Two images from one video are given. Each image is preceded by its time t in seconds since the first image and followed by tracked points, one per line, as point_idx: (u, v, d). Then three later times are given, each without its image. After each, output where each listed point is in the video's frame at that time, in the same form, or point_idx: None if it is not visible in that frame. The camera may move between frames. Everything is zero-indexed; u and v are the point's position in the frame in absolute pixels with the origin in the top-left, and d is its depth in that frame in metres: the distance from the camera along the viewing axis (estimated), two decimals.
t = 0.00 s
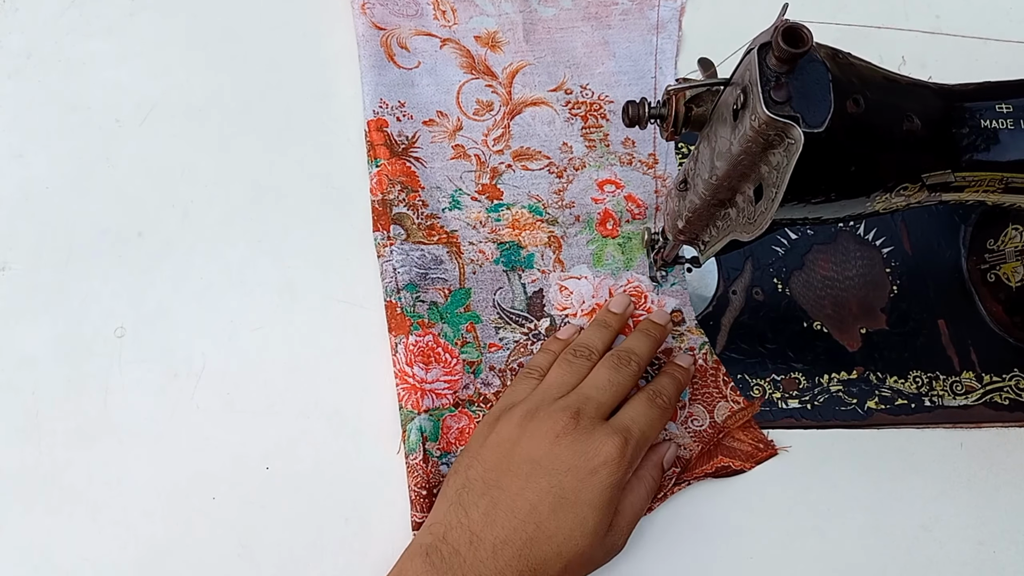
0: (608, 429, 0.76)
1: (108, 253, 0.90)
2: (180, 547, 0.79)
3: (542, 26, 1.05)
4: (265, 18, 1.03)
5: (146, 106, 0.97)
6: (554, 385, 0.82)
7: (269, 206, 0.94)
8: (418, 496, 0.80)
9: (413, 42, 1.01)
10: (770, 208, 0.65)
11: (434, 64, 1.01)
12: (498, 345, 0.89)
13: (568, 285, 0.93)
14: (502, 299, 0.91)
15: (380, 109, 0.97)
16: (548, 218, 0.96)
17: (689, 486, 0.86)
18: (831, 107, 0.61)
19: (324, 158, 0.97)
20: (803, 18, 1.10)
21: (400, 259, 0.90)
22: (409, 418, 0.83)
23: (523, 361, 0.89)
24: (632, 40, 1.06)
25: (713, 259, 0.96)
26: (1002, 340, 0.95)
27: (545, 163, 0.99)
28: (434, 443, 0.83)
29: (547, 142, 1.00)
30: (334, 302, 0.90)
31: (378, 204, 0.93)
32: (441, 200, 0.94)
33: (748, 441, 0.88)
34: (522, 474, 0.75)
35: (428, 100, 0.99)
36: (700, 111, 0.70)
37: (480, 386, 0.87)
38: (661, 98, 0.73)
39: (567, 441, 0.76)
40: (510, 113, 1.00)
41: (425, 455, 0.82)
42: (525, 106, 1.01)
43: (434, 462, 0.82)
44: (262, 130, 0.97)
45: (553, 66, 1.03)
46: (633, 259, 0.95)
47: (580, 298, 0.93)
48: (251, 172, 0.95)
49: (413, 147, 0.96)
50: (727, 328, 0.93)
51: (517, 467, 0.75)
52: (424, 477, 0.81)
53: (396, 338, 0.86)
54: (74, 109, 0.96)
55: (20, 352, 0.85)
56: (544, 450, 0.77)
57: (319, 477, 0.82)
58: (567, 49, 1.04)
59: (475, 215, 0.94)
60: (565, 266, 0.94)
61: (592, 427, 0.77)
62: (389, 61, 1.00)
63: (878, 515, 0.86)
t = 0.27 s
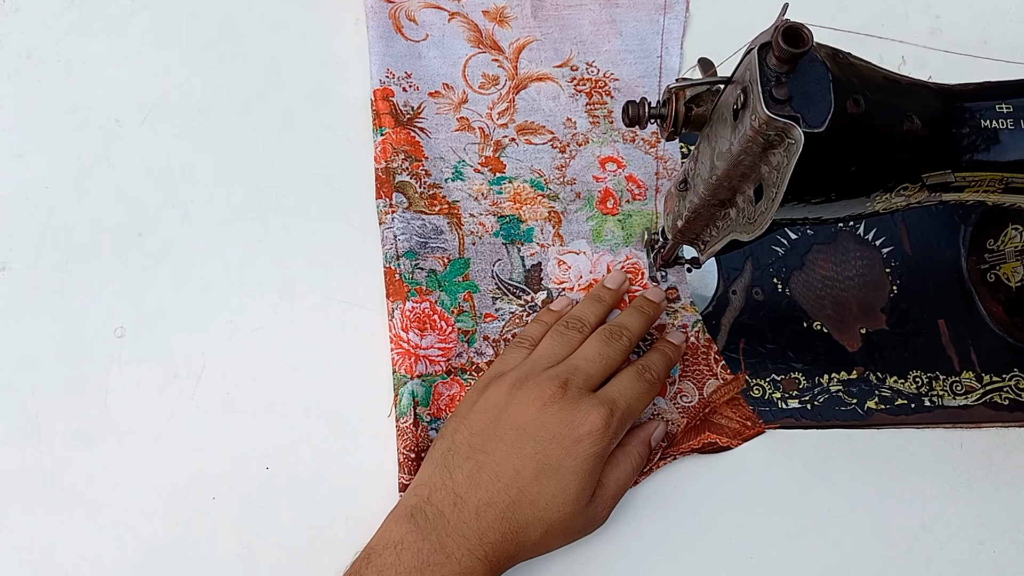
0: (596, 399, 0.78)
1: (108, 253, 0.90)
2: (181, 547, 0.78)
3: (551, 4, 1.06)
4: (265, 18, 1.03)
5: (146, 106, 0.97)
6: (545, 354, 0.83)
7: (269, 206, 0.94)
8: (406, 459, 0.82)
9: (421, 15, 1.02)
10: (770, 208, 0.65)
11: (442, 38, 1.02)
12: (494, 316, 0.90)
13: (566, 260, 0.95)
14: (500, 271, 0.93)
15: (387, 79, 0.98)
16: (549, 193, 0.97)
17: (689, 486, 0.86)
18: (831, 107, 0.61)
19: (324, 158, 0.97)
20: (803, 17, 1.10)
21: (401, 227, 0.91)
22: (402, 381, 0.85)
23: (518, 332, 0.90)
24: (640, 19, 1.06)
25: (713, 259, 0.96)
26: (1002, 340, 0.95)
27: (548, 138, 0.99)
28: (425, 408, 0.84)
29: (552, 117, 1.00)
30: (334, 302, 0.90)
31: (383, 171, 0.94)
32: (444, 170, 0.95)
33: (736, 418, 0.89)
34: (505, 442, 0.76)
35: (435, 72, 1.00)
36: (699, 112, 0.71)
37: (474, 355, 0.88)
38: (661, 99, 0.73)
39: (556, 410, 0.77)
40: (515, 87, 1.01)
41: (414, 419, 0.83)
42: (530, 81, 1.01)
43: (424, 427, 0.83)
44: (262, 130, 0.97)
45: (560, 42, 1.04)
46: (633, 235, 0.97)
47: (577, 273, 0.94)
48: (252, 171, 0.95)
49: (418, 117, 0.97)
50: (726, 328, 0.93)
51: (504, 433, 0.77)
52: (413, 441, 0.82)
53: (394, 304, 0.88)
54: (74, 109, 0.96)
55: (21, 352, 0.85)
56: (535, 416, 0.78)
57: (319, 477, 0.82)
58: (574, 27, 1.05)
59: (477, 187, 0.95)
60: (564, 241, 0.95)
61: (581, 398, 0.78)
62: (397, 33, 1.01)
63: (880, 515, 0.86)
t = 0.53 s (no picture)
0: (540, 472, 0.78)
1: (108, 254, 0.90)
2: (181, 548, 0.78)
3: None
4: (265, 18, 1.03)
5: (146, 106, 0.97)
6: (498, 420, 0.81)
7: (269, 206, 0.94)
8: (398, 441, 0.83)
9: (430, 4, 1.03)
10: (771, 208, 0.66)
11: (450, 26, 1.03)
12: (494, 305, 0.90)
13: (566, 251, 0.95)
14: (499, 262, 0.93)
15: (393, 65, 0.99)
16: (551, 183, 0.98)
17: (689, 486, 0.86)
18: (831, 107, 0.61)
19: (324, 158, 0.97)
20: (803, 17, 1.10)
21: (402, 213, 0.91)
22: (399, 367, 0.86)
23: (517, 321, 0.90)
24: (648, 14, 1.06)
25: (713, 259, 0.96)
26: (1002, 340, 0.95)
27: (553, 129, 1.00)
28: (421, 394, 0.85)
29: (556, 108, 1.01)
30: (334, 302, 0.90)
31: (387, 155, 0.94)
32: (447, 157, 0.96)
33: (734, 413, 0.89)
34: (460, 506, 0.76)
35: (441, 60, 1.01)
36: (700, 112, 0.71)
37: (473, 343, 0.88)
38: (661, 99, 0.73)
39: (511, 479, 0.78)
40: (521, 77, 1.02)
41: (410, 404, 0.84)
42: (536, 72, 1.02)
43: (420, 412, 0.84)
44: (261, 130, 0.97)
45: (567, 34, 1.05)
46: (634, 228, 0.97)
47: (577, 264, 0.94)
48: (251, 172, 0.95)
49: (424, 104, 0.98)
50: (727, 328, 0.93)
51: (442, 512, 0.76)
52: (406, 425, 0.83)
53: (392, 290, 0.89)
54: (73, 109, 0.96)
55: (21, 352, 0.85)
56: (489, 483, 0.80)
57: (319, 477, 0.82)
58: (582, 19, 1.05)
59: (480, 175, 0.96)
60: (564, 232, 0.96)
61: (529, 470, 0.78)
62: (405, 21, 1.01)
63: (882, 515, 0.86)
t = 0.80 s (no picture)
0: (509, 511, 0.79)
1: (108, 254, 0.90)
2: (181, 548, 0.78)
3: None
4: (266, 19, 1.03)
5: (146, 106, 0.97)
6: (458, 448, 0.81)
7: (269, 206, 0.94)
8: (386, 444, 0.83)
9: (431, 4, 1.03)
10: (771, 208, 0.66)
11: (451, 27, 1.03)
12: (492, 308, 0.90)
13: (567, 253, 0.95)
14: (499, 263, 0.93)
15: (394, 65, 0.99)
16: (551, 185, 0.98)
17: (689, 486, 0.86)
18: (831, 107, 0.61)
19: (324, 158, 0.97)
20: (803, 17, 1.10)
21: (403, 214, 0.91)
22: (393, 372, 0.86)
23: (515, 324, 0.90)
24: (648, 14, 1.06)
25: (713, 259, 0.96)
26: (1002, 340, 0.95)
27: (553, 130, 1.00)
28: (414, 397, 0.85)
29: (557, 109, 1.01)
30: (334, 302, 0.90)
31: (388, 155, 0.94)
32: (447, 157, 0.96)
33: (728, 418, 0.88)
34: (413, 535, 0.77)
35: (442, 61, 1.01)
36: (700, 112, 0.71)
37: (469, 347, 0.88)
38: (661, 99, 0.73)
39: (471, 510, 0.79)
40: (522, 78, 1.02)
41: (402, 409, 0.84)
42: (536, 73, 1.02)
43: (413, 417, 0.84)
44: (261, 130, 0.97)
45: (568, 34, 1.05)
46: (634, 229, 0.97)
47: (578, 266, 0.94)
48: (251, 172, 0.95)
49: (424, 103, 0.98)
50: (727, 328, 0.93)
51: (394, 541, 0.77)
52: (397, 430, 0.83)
53: (391, 292, 0.89)
54: (73, 109, 0.96)
55: (21, 352, 0.85)
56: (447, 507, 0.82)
57: (319, 478, 0.82)
58: (583, 19, 1.06)
59: (481, 176, 0.96)
60: (565, 234, 0.96)
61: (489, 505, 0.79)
62: (406, 21, 1.02)
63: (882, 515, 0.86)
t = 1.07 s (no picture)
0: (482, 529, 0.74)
1: (108, 254, 0.90)
2: (181, 549, 0.78)
3: None
4: (266, 19, 1.03)
5: (146, 106, 0.97)
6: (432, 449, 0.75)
7: (269, 206, 0.94)
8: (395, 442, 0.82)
9: (431, 3, 1.03)
10: (771, 208, 0.66)
11: (451, 25, 1.03)
12: (493, 305, 0.90)
13: (566, 251, 0.95)
14: (499, 261, 0.93)
15: (394, 64, 0.99)
16: (551, 183, 0.98)
17: (689, 486, 0.86)
18: (831, 107, 0.61)
19: (324, 158, 0.97)
20: (804, 17, 1.10)
21: (403, 211, 0.91)
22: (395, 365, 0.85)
23: (517, 321, 0.90)
24: (648, 13, 1.06)
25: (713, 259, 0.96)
26: (1002, 340, 0.95)
27: (553, 128, 1.00)
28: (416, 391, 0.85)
29: (557, 108, 1.01)
30: (334, 301, 0.90)
31: (388, 153, 0.94)
32: (447, 156, 0.96)
33: (734, 415, 0.89)
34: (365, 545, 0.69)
35: (442, 60, 1.01)
36: (700, 112, 0.71)
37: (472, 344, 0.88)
38: (661, 99, 0.73)
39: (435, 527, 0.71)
40: (522, 77, 1.02)
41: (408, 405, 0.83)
42: (537, 71, 1.02)
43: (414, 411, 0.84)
44: (262, 130, 0.97)
45: (568, 33, 1.05)
46: (634, 228, 0.97)
47: (577, 264, 0.94)
48: (252, 172, 0.95)
49: (424, 102, 0.98)
50: (726, 329, 0.93)
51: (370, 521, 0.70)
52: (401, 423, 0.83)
53: (392, 289, 0.89)
54: (74, 109, 0.96)
55: (21, 352, 0.85)
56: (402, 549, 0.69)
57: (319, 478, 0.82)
58: (583, 18, 1.06)
59: (481, 174, 0.96)
60: (565, 232, 0.96)
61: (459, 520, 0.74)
62: (406, 20, 1.02)
63: (881, 516, 0.86)
